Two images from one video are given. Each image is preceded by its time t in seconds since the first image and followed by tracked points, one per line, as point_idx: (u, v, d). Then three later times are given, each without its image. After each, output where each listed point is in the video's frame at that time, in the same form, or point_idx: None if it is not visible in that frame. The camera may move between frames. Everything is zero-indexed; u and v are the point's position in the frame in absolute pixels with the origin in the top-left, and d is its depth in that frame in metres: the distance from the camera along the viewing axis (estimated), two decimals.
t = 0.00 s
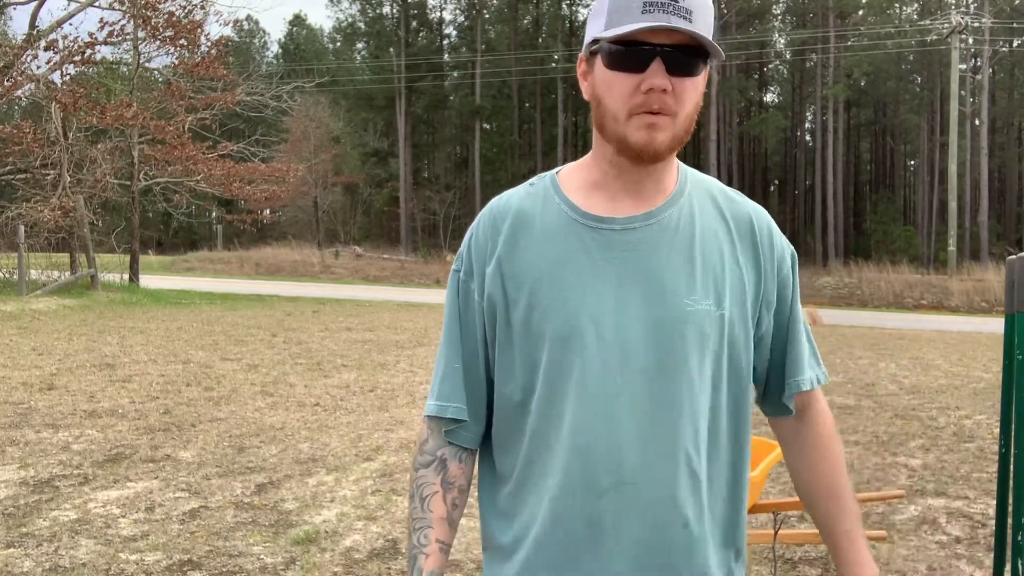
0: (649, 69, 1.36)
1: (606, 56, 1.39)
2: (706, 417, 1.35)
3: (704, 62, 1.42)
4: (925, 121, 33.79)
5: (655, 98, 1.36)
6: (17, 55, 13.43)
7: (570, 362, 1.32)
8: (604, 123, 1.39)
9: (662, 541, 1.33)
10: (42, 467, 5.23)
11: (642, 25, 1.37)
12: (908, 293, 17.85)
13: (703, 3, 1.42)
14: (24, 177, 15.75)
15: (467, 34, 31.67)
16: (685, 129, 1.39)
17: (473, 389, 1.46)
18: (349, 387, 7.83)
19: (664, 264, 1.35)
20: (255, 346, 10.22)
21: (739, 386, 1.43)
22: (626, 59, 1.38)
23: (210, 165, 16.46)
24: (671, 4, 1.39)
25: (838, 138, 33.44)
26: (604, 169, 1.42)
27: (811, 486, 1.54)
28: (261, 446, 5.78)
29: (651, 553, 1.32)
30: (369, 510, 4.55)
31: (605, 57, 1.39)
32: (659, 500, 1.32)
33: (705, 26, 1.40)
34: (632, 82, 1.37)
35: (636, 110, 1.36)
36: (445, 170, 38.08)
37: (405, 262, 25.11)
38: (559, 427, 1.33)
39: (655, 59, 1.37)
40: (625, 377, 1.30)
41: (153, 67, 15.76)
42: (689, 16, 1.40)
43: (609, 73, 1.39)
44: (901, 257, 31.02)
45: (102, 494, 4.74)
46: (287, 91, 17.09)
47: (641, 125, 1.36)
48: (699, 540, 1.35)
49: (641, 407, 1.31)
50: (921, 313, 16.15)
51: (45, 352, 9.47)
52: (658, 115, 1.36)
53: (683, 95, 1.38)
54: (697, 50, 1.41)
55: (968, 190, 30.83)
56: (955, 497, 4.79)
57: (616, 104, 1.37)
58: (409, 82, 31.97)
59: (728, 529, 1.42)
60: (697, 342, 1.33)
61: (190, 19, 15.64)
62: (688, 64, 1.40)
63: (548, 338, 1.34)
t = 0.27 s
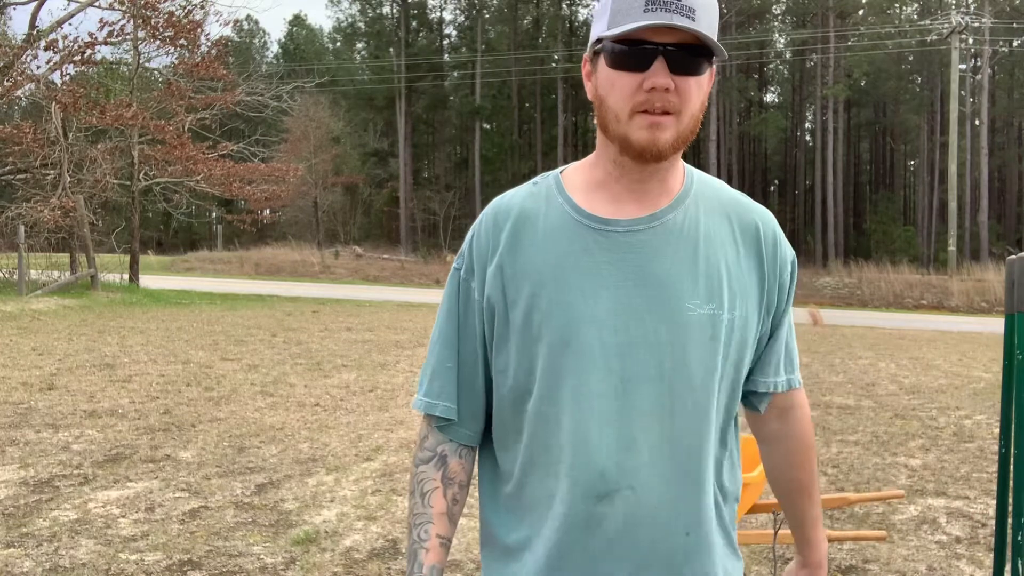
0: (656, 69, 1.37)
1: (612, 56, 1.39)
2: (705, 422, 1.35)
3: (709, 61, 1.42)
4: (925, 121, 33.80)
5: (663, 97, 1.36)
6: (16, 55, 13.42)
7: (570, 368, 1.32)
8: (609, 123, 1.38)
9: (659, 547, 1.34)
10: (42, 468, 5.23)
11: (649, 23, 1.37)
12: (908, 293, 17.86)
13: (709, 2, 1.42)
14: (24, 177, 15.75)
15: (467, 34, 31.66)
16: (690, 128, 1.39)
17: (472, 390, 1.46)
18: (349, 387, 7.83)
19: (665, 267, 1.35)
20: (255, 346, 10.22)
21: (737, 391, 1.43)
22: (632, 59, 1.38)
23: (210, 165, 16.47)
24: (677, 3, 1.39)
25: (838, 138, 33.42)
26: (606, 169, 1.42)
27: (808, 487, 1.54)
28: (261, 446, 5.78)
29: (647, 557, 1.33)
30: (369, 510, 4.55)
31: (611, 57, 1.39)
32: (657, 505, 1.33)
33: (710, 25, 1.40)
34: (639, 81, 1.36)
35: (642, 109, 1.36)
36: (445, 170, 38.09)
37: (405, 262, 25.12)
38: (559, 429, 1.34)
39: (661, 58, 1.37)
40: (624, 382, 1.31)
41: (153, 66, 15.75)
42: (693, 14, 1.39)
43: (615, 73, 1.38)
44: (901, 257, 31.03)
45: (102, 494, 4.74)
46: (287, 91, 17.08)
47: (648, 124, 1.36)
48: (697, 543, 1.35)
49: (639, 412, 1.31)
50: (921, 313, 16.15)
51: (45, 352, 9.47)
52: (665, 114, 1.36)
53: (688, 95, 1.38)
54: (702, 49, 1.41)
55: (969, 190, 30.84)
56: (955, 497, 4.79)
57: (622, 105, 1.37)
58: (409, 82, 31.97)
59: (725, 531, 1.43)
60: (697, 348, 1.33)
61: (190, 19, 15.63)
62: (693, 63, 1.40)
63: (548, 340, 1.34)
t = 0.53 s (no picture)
0: (663, 70, 1.36)
1: (618, 56, 1.38)
2: (709, 421, 1.36)
3: (714, 63, 1.43)
4: (925, 122, 33.81)
5: (670, 98, 1.36)
6: (17, 55, 13.42)
7: (574, 368, 1.32)
8: (615, 124, 1.38)
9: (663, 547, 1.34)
10: (41, 468, 5.23)
11: (656, 24, 1.37)
12: (908, 293, 17.87)
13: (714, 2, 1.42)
14: (24, 177, 15.75)
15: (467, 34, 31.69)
16: (696, 128, 1.39)
17: (474, 391, 1.45)
18: (349, 387, 7.84)
19: (669, 267, 1.35)
20: (255, 346, 10.23)
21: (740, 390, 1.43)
22: (638, 60, 1.37)
23: (210, 165, 16.48)
24: (682, 4, 1.39)
25: (838, 138, 33.42)
26: (610, 169, 1.42)
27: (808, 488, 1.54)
28: (261, 446, 5.78)
29: (651, 557, 1.33)
30: (369, 510, 4.55)
31: (616, 57, 1.38)
32: (664, 504, 1.33)
33: (716, 26, 1.41)
34: (645, 83, 1.36)
35: (648, 111, 1.36)
36: (445, 170, 38.11)
37: (405, 262, 25.12)
38: (563, 429, 1.34)
39: (667, 60, 1.37)
40: (629, 382, 1.31)
41: (153, 66, 15.76)
42: (700, 15, 1.40)
43: (620, 73, 1.38)
44: (900, 257, 31.05)
45: (102, 494, 4.74)
46: (287, 91, 17.08)
47: (655, 125, 1.35)
48: (701, 543, 1.35)
49: (644, 411, 1.31)
50: (921, 313, 16.16)
51: (45, 352, 9.47)
52: (672, 116, 1.36)
53: (692, 97, 1.38)
54: (706, 50, 1.42)
55: (969, 190, 30.85)
56: (955, 497, 4.79)
57: (629, 105, 1.37)
58: (409, 82, 31.97)
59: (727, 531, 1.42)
60: (702, 348, 1.33)
61: (190, 19, 15.63)
62: (699, 64, 1.40)
63: (553, 340, 1.34)
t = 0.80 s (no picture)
0: (667, 70, 1.36)
1: (622, 57, 1.38)
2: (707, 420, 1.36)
3: (716, 62, 1.43)
4: (925, 122, 33.82)
5: (674, 97, 1.36)
6: (17, 55, 13.42)
7: (572, 366, 1.33)
8: (617, 125, 1.38)
9: (662, 546, 1.34)
10: (41, 467, 5.23)
11: (661, 24, 1.37)
12: (908, 293, 17.87)
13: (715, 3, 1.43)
14: (24, 177, 15.75)
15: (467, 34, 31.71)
16: (699, 127, 1.39)
17: (475, 391, 1.46)
18: (349, 387, 7.85)
19: (665, 267, 1.35)
20: (255, 346, 10.23)
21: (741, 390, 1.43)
22: (641, 60, 1.37)
23: (210, 165, 16.49)
24: (684, 3, 1.40)
25: (839, 138, 33.41)
26: (612, 167, 1.41)
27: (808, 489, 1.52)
28: (261, 446, 5.79)
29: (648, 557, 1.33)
30: (369, 510, 4.55)
31: (619, 58, 1.38)
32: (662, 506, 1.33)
33: (719, 26, 1.41)
34: (648, 83, 1.36)
35: (651, 111, 1.35)
36: (445, 170, 38.12)
37: (405, 262, 25.14)
38: (561, 429, 1.34)
39: (669, 59, 1.37)
40: (626, 384, 1.31)
41: (153, 66, 15.76)
42: (704, 15, 1.41)
43: (625, 73, 1.38)
44: (900, 257, 31.07)
45: (102, 494, 4.75)
46: (287, 91, 17.08)
47: (656, 124, 1.35)
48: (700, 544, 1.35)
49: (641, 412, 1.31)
50: (921, 313, 16.16)
51: (45, 352, 9.48)
52: (676, 115, 1.36)
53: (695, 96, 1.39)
54: (710, 49, 1.42)
55: (969, 190, 30.86)
56: (955, 497, 4.79)
57: (631, 105, 1.36)
58: (409, 82, 31.96)
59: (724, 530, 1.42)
60: (699, 348, 1.33)
61: (190, 19, 15.63)
62: (701, 65, 1.41)
63: (550, 340, 1.34)
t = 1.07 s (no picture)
0: (667, 72, 1.36)
1: (619, 59, 1.38)
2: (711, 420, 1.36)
3: (714, 64, 1.43)
4: (925, 122, 33.82)
5: (675, 100, 1.35)
6: (17, 55, 13.42)
7: (577, 365, 1.32)
8: (618, 126, 1.38)
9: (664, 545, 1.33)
10: (42, 468, 5.23)
11: (661, 27, 1.37)
12: (908, 293, 17.87)
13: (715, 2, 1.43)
14: (24, 178, 15.74)
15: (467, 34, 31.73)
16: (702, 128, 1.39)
17: (476, 392, 1.46)
18: (349, 387, 7.85)
19: (666, 267, 1.35)
20: (255, 346, 10.24)
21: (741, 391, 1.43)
22: (640, 62, 1.37)
23: (210, 165, 16.49)
24: (684, 6, 1.39)
25: (838, 138, 33.41)
26: (613, 170, 1.41)
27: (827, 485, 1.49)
28: (261, 446, 5.79)
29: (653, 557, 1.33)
30: (369, 510, 4.55)
31: (616, 60, 1.38)
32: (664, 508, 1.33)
33: (719, 29, 1.41)
34: (647, 84, 1.36)
35: (650, 111, 1.35)
36: (445, 170, 38.14)
37: (405, 262, 25.15)
38: (562, 430, 1.34)
39: (668, 61, 1.37)
40: (630, 384, 1.31)
41: (153, 66, 15.76)
42: (702, 17, 1.40)
43: (625, 77, 1.37)
44: (900, 257, 31.09)
45: (102, 494, 4.75)
46: (287, 91, 17.09)
47: (656, 123, 1.35)
48: (700, 545, 1.35)
49: (642, 413, 1.31)
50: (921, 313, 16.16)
51: (45, 352, 9.48)
52: (678, 115, 1.35)
53: (696, 99, 1.38)
54: (710, 49, 1.42)
55: (969, 190, 30.88)
56: (955, 497, 4.79)
57: (632, 105, 1.36)
58: (409, 82, 31.96)
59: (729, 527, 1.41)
60: (700, 349, 1.33)
61: (190, 19, 15.64)
62: (702, 65, 1.41)
63: (551, 339, 1.34)
